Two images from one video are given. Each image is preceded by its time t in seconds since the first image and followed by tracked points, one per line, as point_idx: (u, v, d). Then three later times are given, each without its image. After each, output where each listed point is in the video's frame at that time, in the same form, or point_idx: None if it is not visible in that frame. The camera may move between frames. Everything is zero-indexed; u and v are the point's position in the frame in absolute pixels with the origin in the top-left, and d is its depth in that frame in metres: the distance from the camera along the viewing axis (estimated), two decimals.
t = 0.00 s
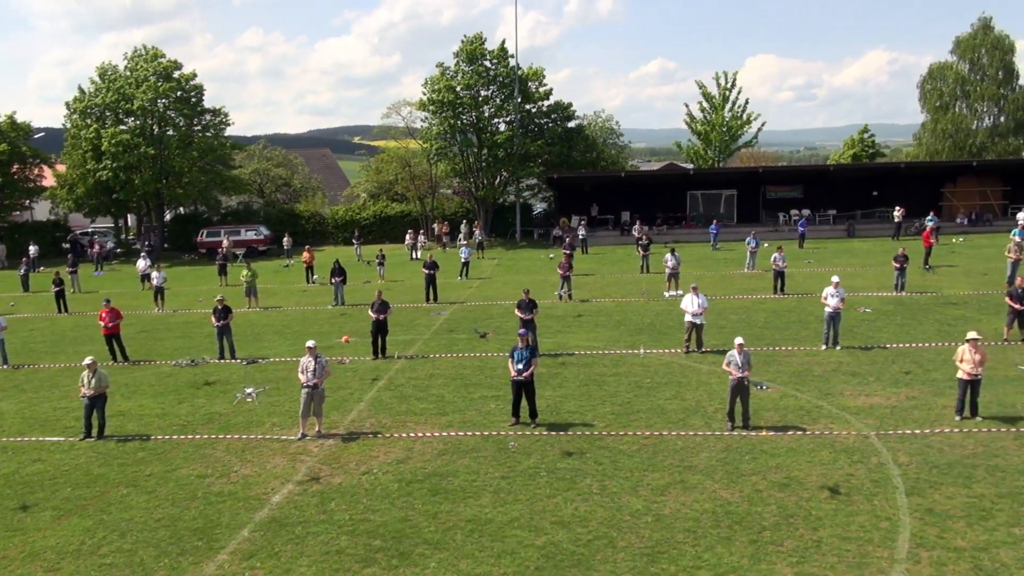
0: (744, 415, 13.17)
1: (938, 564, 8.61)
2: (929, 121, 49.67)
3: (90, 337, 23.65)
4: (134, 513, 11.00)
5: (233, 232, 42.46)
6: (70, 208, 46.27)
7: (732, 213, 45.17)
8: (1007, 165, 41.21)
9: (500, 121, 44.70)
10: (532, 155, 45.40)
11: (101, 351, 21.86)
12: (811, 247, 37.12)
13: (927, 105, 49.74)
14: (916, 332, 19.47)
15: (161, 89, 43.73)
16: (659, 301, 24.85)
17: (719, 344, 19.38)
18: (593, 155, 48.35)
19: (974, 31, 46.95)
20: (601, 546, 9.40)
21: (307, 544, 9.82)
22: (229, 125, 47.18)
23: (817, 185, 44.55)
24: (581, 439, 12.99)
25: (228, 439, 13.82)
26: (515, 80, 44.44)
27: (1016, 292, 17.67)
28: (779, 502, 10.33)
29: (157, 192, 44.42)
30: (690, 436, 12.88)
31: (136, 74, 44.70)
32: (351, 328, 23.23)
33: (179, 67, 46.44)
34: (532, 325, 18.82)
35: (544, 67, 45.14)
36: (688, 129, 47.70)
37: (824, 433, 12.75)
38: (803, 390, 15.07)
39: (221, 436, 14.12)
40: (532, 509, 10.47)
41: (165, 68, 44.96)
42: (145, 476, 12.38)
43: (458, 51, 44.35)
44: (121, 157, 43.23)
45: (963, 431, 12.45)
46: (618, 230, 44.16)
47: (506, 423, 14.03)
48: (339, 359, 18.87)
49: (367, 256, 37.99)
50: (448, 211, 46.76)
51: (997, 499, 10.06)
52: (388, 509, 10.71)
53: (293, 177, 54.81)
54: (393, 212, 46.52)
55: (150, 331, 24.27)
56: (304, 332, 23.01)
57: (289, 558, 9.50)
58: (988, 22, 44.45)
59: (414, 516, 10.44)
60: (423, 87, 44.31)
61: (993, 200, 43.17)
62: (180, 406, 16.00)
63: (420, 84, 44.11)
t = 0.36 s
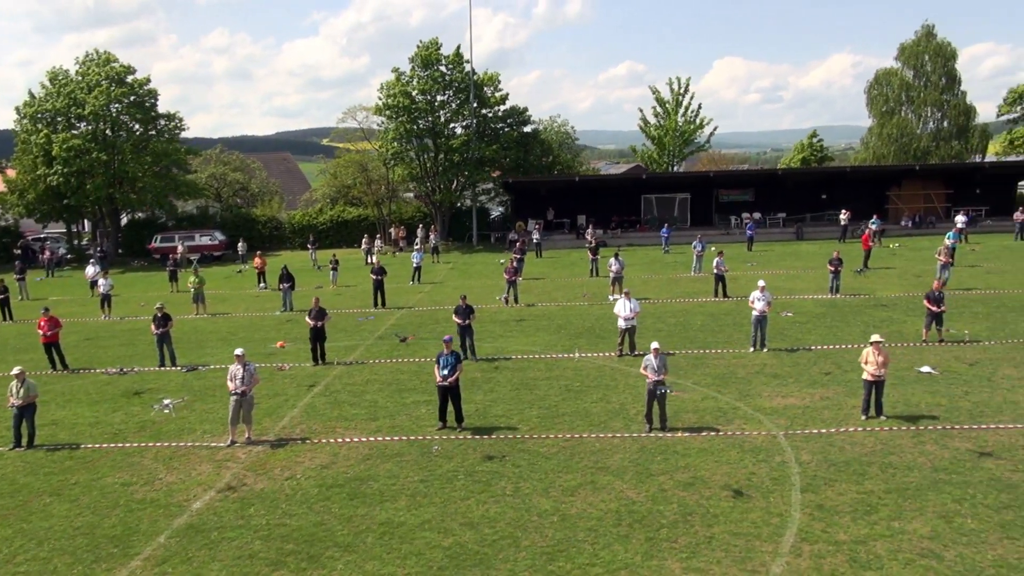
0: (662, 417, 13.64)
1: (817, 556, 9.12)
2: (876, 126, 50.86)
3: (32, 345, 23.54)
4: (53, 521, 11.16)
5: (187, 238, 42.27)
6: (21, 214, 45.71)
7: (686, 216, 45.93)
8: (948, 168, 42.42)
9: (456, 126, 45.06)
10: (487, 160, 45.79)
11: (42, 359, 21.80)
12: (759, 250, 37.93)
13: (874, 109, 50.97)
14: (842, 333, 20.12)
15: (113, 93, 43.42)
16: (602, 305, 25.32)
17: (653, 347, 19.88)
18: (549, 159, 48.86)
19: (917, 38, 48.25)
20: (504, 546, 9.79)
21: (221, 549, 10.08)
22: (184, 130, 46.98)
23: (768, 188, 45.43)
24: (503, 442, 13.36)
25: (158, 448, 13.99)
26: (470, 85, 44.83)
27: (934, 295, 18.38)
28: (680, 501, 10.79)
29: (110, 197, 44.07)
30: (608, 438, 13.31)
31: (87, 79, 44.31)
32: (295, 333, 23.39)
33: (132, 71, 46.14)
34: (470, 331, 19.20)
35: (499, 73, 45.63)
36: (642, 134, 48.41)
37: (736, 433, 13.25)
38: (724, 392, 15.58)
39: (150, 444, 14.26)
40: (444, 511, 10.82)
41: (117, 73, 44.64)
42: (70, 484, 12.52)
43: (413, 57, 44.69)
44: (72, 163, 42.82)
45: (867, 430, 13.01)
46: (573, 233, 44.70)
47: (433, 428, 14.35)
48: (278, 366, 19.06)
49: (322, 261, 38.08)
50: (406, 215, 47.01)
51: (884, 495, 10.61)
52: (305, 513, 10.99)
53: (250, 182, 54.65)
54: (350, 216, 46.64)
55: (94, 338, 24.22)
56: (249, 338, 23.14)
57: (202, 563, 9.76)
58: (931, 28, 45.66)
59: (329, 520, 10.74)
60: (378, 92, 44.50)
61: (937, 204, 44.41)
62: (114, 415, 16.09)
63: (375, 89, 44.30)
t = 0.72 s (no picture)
0: (584, 420, 14.11)
1: (707, 553, 9.58)
2: (830, 131, 51.96)
3: None
4: None
5: (146, 243, 42.13)
6: None
7: (644, 220, 46.59)
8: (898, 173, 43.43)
9: (416, 131, 45.46)
10: (448, 165, 46.15)
11: None
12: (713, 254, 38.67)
13: (828, 115, 51.99)
14: (775, 337, 20.69)
15: (70, 99, 43.19)
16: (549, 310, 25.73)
17: (591, 352, 20.32)
18: (511, 164, 49.31)
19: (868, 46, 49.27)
20: (413, 547, 10.13)
21: (139, 555, 10.35)
22: (144, 135, 46.83)
23: (724, 193, 46.22)
24: (431, 446, 13.72)
25: (91, 455, 14.17)
26: (430, 91, 45.21)
27: (859, 299, 18.98)
28: (588, 502, 11.23)
29: (67, 203, 43.82)
30: (532, 440, 13.74)
31: (44, 84, 44.02)
32: (244, 340, 23.57)
33: (90, 76, 45.92)
34: (411, 337, 19.60)
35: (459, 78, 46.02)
36: (602, 139, 49.05)
37: (655, 435, 13.73)
38: (651, 395, 16.05)
39: (84, 451, 14.44)
40: (361, 514, 11.15)
41: (75, 78, 44.41)
42: None
43: (373, 63, 45.00)
44: (28, 168, 42.53)
45: (779, 431, 13.51)
46: (533, 237, 45.16)
47: (365, 433, 14.68)
48: (222, 373, 19.27)
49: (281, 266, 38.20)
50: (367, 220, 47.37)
51: (782, 494, 11.11)
52: (226, 518, 11.26)
53: (212, 186, 54.56)
54: (312, 221, 46.81)
55: (42, 346, 24.22)
56: (198, 344, 23.30)
57: (117, 568, 10.02)
58: (881, 37, 46.66)
59: (248, 525, 11.02)
60: (338, 97, 44.76)
61: (889, 208, 45.43)
62: (51, 423, 16.21)
63: (335, 95, 44.52)
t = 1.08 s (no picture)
0: (512, 424, 14.50)
1: (607, 552, 10.02)
2: (787, 135, 52.92)
3: None
4: None
5: (106, 247, 42.01)
6: None
7: (605, 224, 47.16)
8: (852, 178, 44.35)
9: (378, 136, 45.87)
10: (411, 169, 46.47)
11: None
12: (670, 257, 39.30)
13: (785, 120, 52.95)
14: (714, 341, 21.23)
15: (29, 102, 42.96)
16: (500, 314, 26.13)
17: (533, 356, 20.70)
18: (473, 169, 50.12)
19: (823, 53, 50.28)
20: (328, 550, 10.48)
21: (60, 560, 10.60)
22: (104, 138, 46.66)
23: (684, 196, 46.90)
24: (361, 451, 14.07)
25: (25, 463, 14.33)
26: (393, 95, 45.53)
27: (791, 304, 19.57)
28: (503, 504, 11.64)
29: (26, 207, 43.61)
30: (460, 445, 14.12)
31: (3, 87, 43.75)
32: (194, 345, 23.72)
33: (50, 79, 45.68)
34: (356, 342, 19.94)
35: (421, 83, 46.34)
36: (563, 143, 49.59)
37: (579, 439, 14.16)
38: (583, 399, 16.48)
39: (19, 459, 14.60)
40: (282, 519, 11.48)
41: (34, 81, 44.16)
42: None
43: (335, 67, 45.35)
44: None
45: (698, 434, 14.00)
46: (496, 241, 45.56)
47: (298, 438, 14.97)
48: (168, 379, 19.46)
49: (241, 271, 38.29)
50: (330, 224, 47.87)
51: (688, 495, 11.57)
52: (150, 524, 11.53)
53: (176, 189, 54.45)
54: (275, 225, 47.35)
55: None
56: (149, 350, 23.42)
57: (37, 573, 10.27)
58: (835, 44, 47.69)
59: (171, 530, 11.30)
60: (301, 102, 45.11)
61: (845, 211, 46.35)
62: None
63: (298, 99, 44.76)
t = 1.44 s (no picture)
0: (445, 428, 14.86)
1: (517, 553, 10.42)
2: (747, 139, 53.72)
3: None
4: None
5: (67, 249, 41.78)
6: None
7: (568, 226, 47.62)
8: (809, 181, 45.18)
9: (342, 138, 45.97)
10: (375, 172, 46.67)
11: None
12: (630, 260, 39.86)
13: (745, 124, 53.60)
14: (656, 344, 21.74)
15: None
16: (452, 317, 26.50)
17: (479, 359, 21.07)
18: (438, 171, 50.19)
19: (782, 58, 51.21)
20: (249, 554, 10.80)
21: None
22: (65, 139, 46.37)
23: (646, 199, 47.50)
24: (295, 456, 14.37)
25: None
26: (356, 98, 45.71)
27: (729, 308, 20.14)
28: (426, 507, 11.99)
29: None
30: (392, 449, 14.47)
31: None
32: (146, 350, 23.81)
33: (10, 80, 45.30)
34: (303, 347, 20.20)
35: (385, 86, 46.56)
36: (527, 146, 50.03)
37: (509, 442, 14.55)
38: (519, 403, 16.88)
39: None
40: (208, 523, 11.76)
41: None
42: None
43: (298, 70, 45.51)
44: None
45: (623, 436, 14.44)
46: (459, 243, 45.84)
47: (236, 443, 15.23)
48: (114, 385, 19.59)
49: (203, 273, 38.32)
50: (294, 226, 47.93)
51: (604, 496, 11.99)
52: (79, 530, 11.76)
53: (140, 191, 54.21)
54: (238, 227, 47.34)
55: None
56: (100, 355, 23.49)
57: None
58: (794, 48, 48.58)
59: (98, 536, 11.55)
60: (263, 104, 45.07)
61: (803, 214, 47.22)
62: None
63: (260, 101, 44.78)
